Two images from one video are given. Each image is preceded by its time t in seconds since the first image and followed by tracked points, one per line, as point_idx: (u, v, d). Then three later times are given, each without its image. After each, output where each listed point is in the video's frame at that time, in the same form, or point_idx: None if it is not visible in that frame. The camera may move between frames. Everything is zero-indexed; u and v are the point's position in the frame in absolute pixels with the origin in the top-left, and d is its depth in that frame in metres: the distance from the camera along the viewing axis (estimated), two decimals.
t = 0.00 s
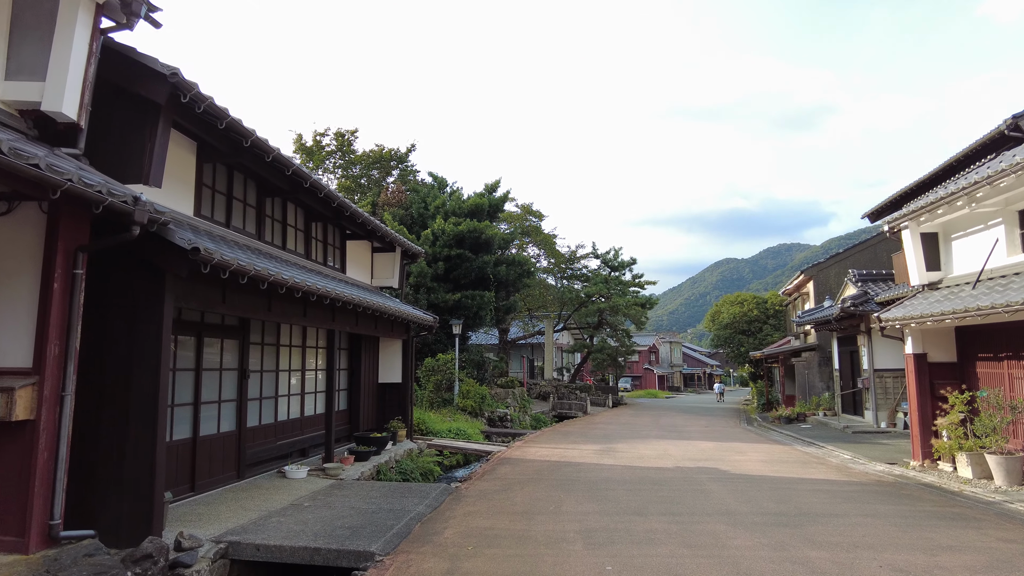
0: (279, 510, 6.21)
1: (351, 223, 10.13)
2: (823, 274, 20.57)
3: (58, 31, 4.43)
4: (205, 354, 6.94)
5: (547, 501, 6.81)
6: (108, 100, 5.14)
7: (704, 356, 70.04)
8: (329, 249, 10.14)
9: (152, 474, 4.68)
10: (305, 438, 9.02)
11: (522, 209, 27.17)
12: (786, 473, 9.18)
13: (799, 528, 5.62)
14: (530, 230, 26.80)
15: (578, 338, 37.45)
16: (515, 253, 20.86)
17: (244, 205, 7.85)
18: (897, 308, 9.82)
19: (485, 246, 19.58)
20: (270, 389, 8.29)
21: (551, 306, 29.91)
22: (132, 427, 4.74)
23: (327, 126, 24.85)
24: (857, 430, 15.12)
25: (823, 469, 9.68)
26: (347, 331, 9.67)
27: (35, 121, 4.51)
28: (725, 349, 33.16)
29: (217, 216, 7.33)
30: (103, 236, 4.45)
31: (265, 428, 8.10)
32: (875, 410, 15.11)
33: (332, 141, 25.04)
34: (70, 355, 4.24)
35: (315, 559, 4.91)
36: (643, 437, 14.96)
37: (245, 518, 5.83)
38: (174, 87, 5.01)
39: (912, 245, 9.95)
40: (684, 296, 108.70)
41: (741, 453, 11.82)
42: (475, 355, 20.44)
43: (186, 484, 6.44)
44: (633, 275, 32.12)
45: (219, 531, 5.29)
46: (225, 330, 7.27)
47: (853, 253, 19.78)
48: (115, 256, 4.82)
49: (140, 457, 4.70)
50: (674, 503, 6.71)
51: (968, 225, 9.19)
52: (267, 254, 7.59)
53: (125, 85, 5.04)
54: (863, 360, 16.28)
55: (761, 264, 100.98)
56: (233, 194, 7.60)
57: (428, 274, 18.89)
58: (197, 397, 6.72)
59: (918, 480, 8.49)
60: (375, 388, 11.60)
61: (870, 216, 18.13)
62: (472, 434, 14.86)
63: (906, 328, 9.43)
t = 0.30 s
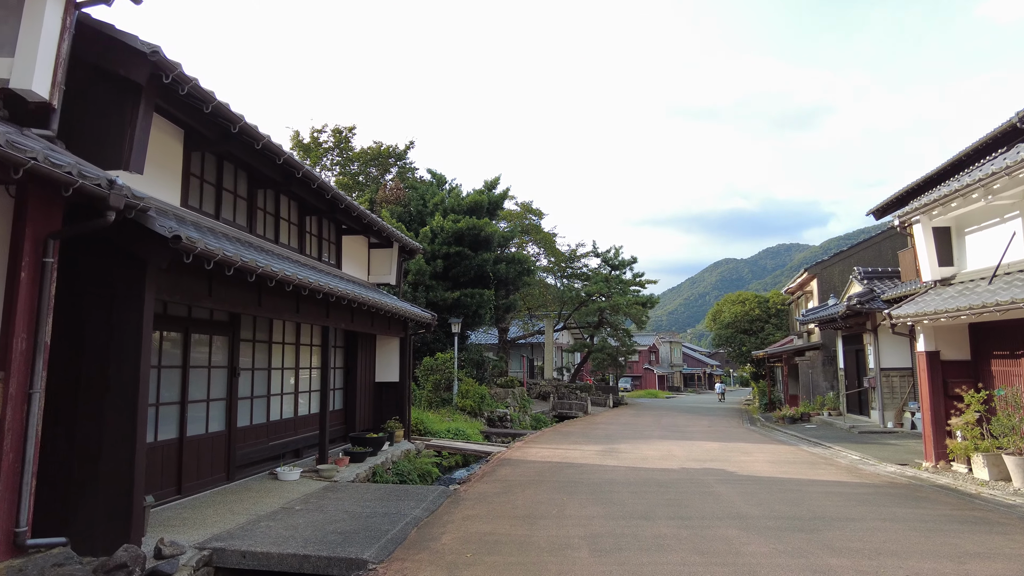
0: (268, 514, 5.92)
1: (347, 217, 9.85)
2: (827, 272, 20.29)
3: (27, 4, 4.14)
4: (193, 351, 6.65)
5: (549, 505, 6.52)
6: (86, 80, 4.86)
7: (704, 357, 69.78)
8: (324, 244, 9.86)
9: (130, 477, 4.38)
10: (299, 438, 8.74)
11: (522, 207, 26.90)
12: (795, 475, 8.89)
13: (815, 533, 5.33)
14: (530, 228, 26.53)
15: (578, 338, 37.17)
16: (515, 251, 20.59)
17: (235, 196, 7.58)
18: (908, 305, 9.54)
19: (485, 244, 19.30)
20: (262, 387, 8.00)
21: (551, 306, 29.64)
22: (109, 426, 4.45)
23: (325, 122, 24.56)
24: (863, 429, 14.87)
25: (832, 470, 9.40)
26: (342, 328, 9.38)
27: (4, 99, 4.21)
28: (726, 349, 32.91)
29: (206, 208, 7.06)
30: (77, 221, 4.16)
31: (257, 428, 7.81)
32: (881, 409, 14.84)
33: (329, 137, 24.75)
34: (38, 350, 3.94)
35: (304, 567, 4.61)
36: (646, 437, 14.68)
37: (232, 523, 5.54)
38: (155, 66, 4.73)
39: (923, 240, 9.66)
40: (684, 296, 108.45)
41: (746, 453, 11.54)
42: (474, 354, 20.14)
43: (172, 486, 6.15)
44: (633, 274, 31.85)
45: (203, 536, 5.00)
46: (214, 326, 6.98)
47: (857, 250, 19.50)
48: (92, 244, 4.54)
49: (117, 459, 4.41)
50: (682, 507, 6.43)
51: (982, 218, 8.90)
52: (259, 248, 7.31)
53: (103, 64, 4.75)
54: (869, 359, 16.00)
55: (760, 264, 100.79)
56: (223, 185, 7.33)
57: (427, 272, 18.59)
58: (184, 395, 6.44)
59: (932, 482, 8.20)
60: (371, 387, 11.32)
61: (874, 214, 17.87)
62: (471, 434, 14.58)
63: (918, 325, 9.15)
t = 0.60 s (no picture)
0: (255, 523, 5.65)
1: (340, 214, 9.58)
2: (829, 272, 19.98)
3: None
4: (177, 352, 6.37)
5: (549, 513, 6.26)
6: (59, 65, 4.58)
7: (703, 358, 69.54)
8: (317, 242, 9.60)
9: (103, 486, 4.11)
10: (290, 442, 8.48)
11: (520, 206, 26.64)
12: (802, 479, 8.64)
13: (829, 544, 5.07)
14: (528, 228, 26.27)
15: (576, 339, 36.93)
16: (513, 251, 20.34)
17: (222, 191, 7.31)
18: (916, 305, 9.30)
19: (483, 243, 19.04)
20: (251, 390, 7.72)
21: (549, 306, 29.40)
22: (81, 432, 4.17)
23: (321, 120, 24.29)
24: (867, 432, 14.62)
25: (839, 475, 9.14)
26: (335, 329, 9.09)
27: None
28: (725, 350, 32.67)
29: (192, 203, 6.79)
30: (45, 213, 3.87)
31: (246, 431, 7.54)
32: (885, 411, 14.60)
33: (325, 135, 24.48)
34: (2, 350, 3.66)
35: None
36: (646, 440, 14.43)
37: (216, 532, 5.27)
38: (132, 50, 4.43)
39: (932, 238, 9.43)
40: (683, 296, 108.27)
41: (750, 457, 11.29)
42: (472, 355, 19.88)
43: (154, 494, 5.88)
44: (632, 274, 31.59)
45: (184, 548, 4.73)
46: (199, 326, 6.70)
47: (860, 250, 19.27)
48: (63, 238, 4.27)
49: (89, 467, 4.13)
50: (687, 515, 6.16)
51: (994, 216, 8.67)
52: (248, 244, 7.03)
53: (76, 48, 4.47)
54: (872, 360, 15.75)
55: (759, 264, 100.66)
56: (210, 179, 7.06)
57: (423, 271, 18.30)
58: (168, 399, 6.16)
59: (943, 487, 7.96)
60: (366, 389, 11.05)
61: (877, 213, 17.66)
62: (469, 437, 14.30)
63: (928, 325, 8.90)
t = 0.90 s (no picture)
0: (238, 529, 5.36)
1: (331, 208, 9.30)
2: (830, 270, 19.79)
3: None
4: (158, 349, 6.10)
5: (548, 517, 5.99)
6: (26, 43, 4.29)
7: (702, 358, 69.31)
8: (308, 236, 9.32)
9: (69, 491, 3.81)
10: (280, 444, 8.21)
11: (517, 205, 26.37)
12: (807, 481, 8.38)
13: (843, 551, 4.80)
14: (526, 226, 26.00)
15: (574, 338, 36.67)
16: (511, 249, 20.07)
17: (207, 182, 7.03)
18: (925, 302, 9.05)
19: (480, 241, 18.77)
20: (238, 389, 7.44)
21: (547, 305, 29.15)
22: (46, 433, 3.89)
23: (316, 117, 24.02)
24: (870, 432, 14.40)
25: (845, 476, 8.88)
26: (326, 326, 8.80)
27: None
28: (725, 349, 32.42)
29: (175, 194, 6.50)
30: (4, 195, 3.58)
31: (232, 432, 7.27)
32: (890, 411, 14.34)
33: (320, 132, 24.21)
34: None
35: None
36: (646, 440, 14.17)
37: (195, 539, 4.97)
38: (103, 25, 4.12)
39: (941, 233, 9.18)
40: (681, 296, 108.08)
41: (753, 458, 11.03)
42: (469, 354, 19.61)
43: (134, 498, 5.60)
44: (631, 273, 31.32)
45: (159, 557, 4.43)
46: (182, 322, 6.42)
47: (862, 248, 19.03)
48: (30, 224, 3.98)
49: (54, 472, 3.85)
50: (692, 520, 5.89)
51: (1005, 209, 8.42)
52: (234, 238, 6.75)
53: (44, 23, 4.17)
54: (876, 359, 15.49)
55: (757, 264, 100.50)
56: (194, 169, 6.77)
57: (419, 269, 18.01)
58: (148, 398, 5.87)
59: (955, 489, 7.70)
60: (360, 389, 10.79)
61: (880, 210, 17.47)
62: (466, 437, 14.02)
63: (937, 322, 8.65)
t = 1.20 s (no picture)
0: (220, 541, 5.06)
1: (323, 206, 9.02)
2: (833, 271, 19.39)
3: None
4: (137, 351, 5.79)
5: (547, 527, 5.71)
6: None
7: (701, 359, 69.01)
8: (299, 235, 9.05)
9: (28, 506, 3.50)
10: (269, 449, 7.93)
11: (516, 205, 26.09)
12: (815, 487, 8.11)
13: (861, 564, 4.53)
14: (525, 227, 25.74)
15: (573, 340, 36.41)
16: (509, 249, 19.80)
17: (192, 177, 6.77)
18: (935, 301, 8.78)
19: (478, 241, 18.48)
20: (223, 393, 7.15)
21: (546, 307, 28.89)
22: (7, 442, 3.59)
23: (312, 116, 23.73)
24: (875, 435, 14.13)
25: (854, 481, 8.60)
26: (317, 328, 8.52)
27: None
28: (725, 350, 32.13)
29: (156, 188, 6.22)
30: None
31: (218, 438, 6.98)
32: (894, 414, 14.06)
33: (316, 131, 23.93)
34: None
35: None
36: (647, 444, 13.88)
37: (173, 553, 4.69)
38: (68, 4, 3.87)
39: (951, 231, 8.92)
40: (680, 298, 107.83)
41: (757, 462, 10.75)
42: (466, 356, 19.32)
43: (110, 508, 5.29)
44: (630, 274, 31.05)
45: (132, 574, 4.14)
46: (163, 323, 6.13)
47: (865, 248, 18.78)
48: None
49: (12, 484, 3.53)
50: (698, 530, 5.62)
51: (1019, 206, 8.16)
52: (219, 235, 6.47)
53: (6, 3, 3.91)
54: (880, 360, 15.21)
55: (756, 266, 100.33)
56: (177, 164, 6.49)
57: (416, 269, 17.73)
58: (128, 403, 5.59)
59: (969, 495, 7.43)
60: (353, 392, 10.52)
61: (883, 209, 17.24)
62: (463, 441, 13.73)
63: (948, 323, 8.38)
